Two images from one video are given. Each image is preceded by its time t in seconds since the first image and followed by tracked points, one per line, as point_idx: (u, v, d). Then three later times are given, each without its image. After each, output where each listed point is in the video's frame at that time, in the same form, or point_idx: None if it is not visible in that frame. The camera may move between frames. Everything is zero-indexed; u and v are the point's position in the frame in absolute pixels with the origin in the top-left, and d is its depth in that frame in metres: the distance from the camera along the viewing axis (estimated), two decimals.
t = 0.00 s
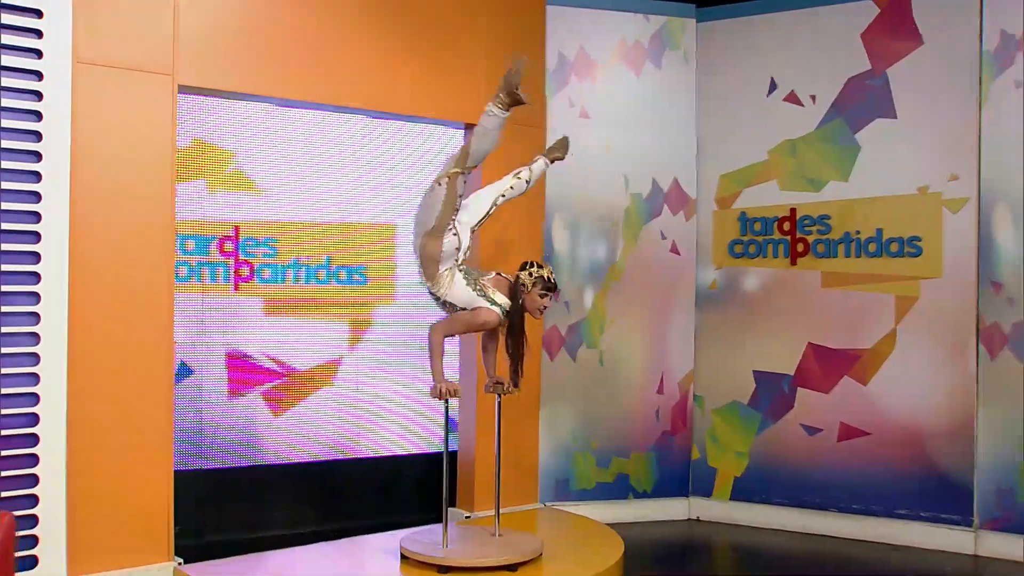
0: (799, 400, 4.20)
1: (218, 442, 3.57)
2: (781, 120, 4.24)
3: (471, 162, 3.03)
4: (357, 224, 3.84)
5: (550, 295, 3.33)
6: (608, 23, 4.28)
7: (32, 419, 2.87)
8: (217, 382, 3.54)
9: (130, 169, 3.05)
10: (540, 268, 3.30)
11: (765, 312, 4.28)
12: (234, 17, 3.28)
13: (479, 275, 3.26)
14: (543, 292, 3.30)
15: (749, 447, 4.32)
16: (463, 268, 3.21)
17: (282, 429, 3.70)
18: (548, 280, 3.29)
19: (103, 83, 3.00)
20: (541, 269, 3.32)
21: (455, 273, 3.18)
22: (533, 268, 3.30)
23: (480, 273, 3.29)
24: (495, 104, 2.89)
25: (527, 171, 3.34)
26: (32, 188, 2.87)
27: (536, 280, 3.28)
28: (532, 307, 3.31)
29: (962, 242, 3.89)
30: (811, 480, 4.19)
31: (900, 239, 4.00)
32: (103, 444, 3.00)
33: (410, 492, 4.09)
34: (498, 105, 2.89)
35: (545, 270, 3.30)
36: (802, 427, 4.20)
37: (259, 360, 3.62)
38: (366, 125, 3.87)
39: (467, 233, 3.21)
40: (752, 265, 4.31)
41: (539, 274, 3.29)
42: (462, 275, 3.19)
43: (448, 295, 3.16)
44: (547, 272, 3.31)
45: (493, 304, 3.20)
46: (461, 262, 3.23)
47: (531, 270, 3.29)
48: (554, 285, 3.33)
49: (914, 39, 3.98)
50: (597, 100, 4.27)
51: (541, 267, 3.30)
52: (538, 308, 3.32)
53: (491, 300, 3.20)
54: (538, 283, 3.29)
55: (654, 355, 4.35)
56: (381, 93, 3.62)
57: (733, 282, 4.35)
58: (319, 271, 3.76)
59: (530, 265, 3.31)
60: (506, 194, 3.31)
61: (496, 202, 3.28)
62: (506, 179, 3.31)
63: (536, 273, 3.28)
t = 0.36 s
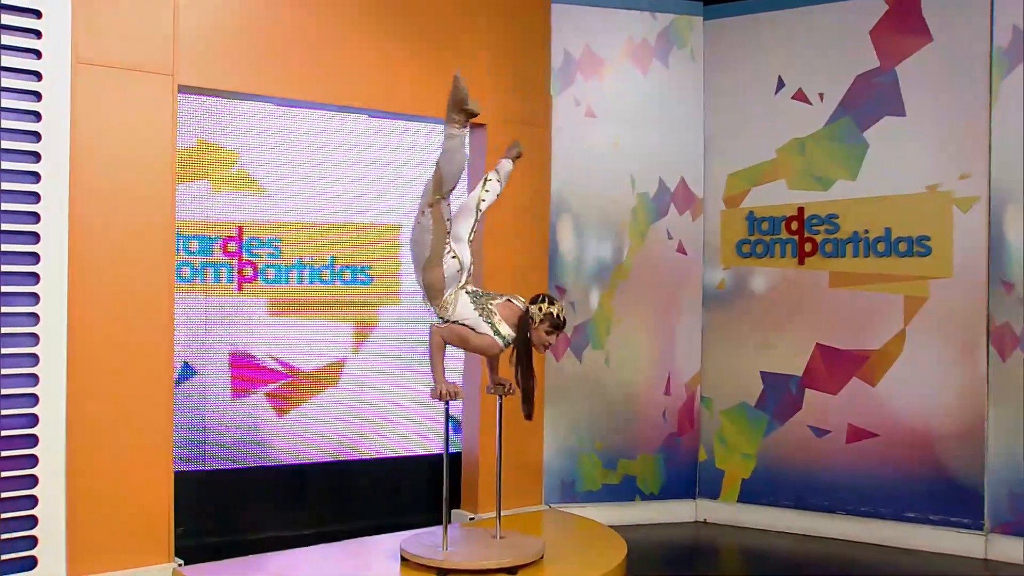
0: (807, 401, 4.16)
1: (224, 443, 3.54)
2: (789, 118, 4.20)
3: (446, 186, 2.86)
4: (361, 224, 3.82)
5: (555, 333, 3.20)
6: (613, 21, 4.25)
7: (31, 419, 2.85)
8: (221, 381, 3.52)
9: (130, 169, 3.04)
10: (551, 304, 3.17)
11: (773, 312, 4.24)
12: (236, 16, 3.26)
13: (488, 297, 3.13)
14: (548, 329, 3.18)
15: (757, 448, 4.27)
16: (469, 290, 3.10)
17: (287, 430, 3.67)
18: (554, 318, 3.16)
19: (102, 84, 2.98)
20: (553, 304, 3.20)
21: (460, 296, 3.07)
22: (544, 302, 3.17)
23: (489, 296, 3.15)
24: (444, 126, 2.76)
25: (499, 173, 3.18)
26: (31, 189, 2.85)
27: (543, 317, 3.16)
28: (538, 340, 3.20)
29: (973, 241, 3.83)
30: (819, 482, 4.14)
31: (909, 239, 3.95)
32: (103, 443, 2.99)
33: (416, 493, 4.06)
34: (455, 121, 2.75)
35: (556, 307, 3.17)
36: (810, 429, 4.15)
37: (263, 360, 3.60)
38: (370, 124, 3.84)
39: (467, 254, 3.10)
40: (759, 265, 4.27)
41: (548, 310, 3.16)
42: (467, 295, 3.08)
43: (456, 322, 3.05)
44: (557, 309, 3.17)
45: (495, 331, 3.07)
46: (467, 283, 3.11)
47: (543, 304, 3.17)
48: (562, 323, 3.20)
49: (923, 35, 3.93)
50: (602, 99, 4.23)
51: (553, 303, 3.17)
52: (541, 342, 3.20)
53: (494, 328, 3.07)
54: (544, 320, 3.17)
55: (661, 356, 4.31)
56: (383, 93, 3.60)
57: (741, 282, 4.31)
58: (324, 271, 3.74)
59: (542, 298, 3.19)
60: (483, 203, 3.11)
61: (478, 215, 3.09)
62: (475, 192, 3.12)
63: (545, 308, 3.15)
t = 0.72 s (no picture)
0: (816, 402, 4.11)
1: (230, 443, 3.53)
2: (797, 115, 4.16)
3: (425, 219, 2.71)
4: (366, 223, 3.79)
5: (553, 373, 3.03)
6: (620, 19, 4.21)
7: (31, 419, 2.84)
8: (226, 381, 3.50)
9: (131, 168, 3.02)
10: (555, 343, 2.99)
11: (782, 311, 4.19)
12: (237, 15, 3.24)
13: (494, 316, 3.05)
14: (546, 369, 3.01)
15: (766, 449, 4.23)
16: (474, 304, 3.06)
17: (292, 432, 3.65)
18: (554, 359, 2.99)
19: (103, 83, 2.97)
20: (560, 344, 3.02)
21: (465, 308, 3.00)
22: (548, 341, 2.99)
23: (496, 316, 3.06)
24: (404, 170, 2.55)
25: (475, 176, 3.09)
26: (31, 188, 2.83)
27: (542, 355, 2.99)
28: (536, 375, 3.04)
29: (984, 240, 3.78)
30: (828, 484, 4.10)
31: (919, 237, 3.89)
32: (103, 443, 2.97)
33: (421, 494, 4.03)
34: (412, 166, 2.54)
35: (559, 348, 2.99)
36: (819, 429, 4.11)
37: (268, 360, 3.58)
38: (375, 123, 3.82)
39: (467, 265, 2.98)
40: (767, 264, 4.23)
41: (548, 350, 2.98)
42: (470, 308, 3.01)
43: (457, 330, 2.96)
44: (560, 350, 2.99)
45: (494, 352, 2.97)
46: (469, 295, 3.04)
47: (547, 340, 2.99)
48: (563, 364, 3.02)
49: (933, 31, 3.87)
50: (609, 97, 4.20)
51: (556, 343, 2.99)
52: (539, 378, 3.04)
53: (491, 348, 2.97)
54: (543, 359, 2.99)
55: (669, 356, 4.27)
56: (385, 91, 3.57)
57: (749, 281, 4.27)
58: (329, 271, 3.72)
59: (549, 334, 3.01)
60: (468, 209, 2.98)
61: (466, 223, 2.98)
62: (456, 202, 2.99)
63: (546, 346, 2.98)
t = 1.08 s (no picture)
0: (824, 402, 4.07)
1: (234, 443, 3.51)
2: (806, 112, 4.11)
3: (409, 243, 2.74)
4: (369, 222, 3.77)
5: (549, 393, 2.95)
6: (626, 15, 4.17)
7: (32, 417, 2.82)
8: (230, 381, 3.48)
9: (131, 166, 3.01)
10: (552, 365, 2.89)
11: (790, 310, 4.15)
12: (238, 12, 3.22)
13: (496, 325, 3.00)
14: (541, 389, 2.93)
15: (774, 450, 4.19)
16: (480, 312, 3.02)
17: (296, 432, 3.63)
18: (549, 380, 2.90)
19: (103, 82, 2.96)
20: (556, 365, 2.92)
21: (468, 314, 2.99)
22: (545, 362, 2.90)
23: (502, 326, 3.02)
24: (369, 210, 2.60)
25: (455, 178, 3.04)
26: (31, 187, 2.81)
27: (538, 376, 2.90)
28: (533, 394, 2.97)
29: (995, 237, 3.72)
30: (837, 485, 4.05)
31: (928, 235, 3.84)
32: (103, 442, 2.96)
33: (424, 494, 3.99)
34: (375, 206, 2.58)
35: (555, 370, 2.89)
36: (828, 430, 4.07)
37: (273, 360, 3.56)
38: (378, 121, 3.80)
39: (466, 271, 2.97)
40: (775, 262, 4.19)
41: (543, 371, 2.89)
42: (475, 316, 3.00)
43: (461, 334, 2.94)
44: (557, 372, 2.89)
45: (490, 360, 2.93)
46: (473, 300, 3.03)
47: (545, 361, 2.90)
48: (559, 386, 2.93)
49: (943, 25, 3.82)
50: (614, 95, 4.16)
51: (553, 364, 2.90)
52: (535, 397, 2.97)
53: (489, 355, 2.93)
54: (539, 380, 2.90)
55: (675, 355, 4.23)
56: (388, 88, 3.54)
57: (757, 280, 4.22)
58: (333, 270, 3.69)
59: (547, 354, 2.92)
60: (455, 212, 2.97)
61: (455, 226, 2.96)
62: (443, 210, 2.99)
63: (543, 368, 2.89)
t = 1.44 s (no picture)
0: (831, 400, 4.03)
1: (237, 442, 3.49)
2: (812, 108, 4.07)
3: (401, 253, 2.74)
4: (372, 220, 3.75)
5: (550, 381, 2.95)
6: (631, 11, 4.13)
7: (31, 414, 2.83)
8: (233, 379, 3.47)
9: (131, 164, 2.99)
10: (552, 351, 2.90)
11: (796, 309, 4.11)
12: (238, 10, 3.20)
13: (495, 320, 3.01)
14: (542, 378, 2.93)
15: (780, 449, 4.15)
16: (478, 308, 3.03)
17: (299, 431, 3.61)
18: (549, 368, 2.90)
19: (101, 80, 2.94)
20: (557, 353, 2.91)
21: (466, 314, 2.99)
22: (546, 350, 2.90)
23: (501, 321, 3.02)
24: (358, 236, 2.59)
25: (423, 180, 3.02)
26: (30, 185, 2.82)
27: (538, 365, 2.89)
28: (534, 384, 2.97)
29: (1004, 235, 3.68)
30: (844, 484, 4.01)
31: (937, 231, 3.80)
32: (102, 441, 2.94)
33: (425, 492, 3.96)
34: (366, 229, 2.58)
35: (556, 357, 2.89)
36: (834, 429, 4.03)
37: (276, 359, 3.54)
38: (382, 118, 3.77)
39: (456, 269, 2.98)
40: (781, 260, 4.15)
41: (544, 359, 2.89)
42: (473, 313, 3.00)
43: (460, 330, 2.93)
44: (557, 359, 2.90)
45: (490, 351, 2.92)
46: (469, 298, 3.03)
47: (546, 349, 2.90)
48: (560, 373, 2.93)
49: (951, 20, 3.77)
50: (619, 91, 4.12)
51: (553, 352, 2.90)
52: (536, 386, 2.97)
53: (489, 346, 2.92)
54: (539, 368, 2.90)
55: (682, 353, 4.20)
56: (388, 85, 3.52)
57: (764, 278, 4.18)
58: (337, 267, 3.67)
59: (547, 342, 2.92)
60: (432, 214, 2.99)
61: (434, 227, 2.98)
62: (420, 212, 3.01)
63: (543, 356, 2.89)
